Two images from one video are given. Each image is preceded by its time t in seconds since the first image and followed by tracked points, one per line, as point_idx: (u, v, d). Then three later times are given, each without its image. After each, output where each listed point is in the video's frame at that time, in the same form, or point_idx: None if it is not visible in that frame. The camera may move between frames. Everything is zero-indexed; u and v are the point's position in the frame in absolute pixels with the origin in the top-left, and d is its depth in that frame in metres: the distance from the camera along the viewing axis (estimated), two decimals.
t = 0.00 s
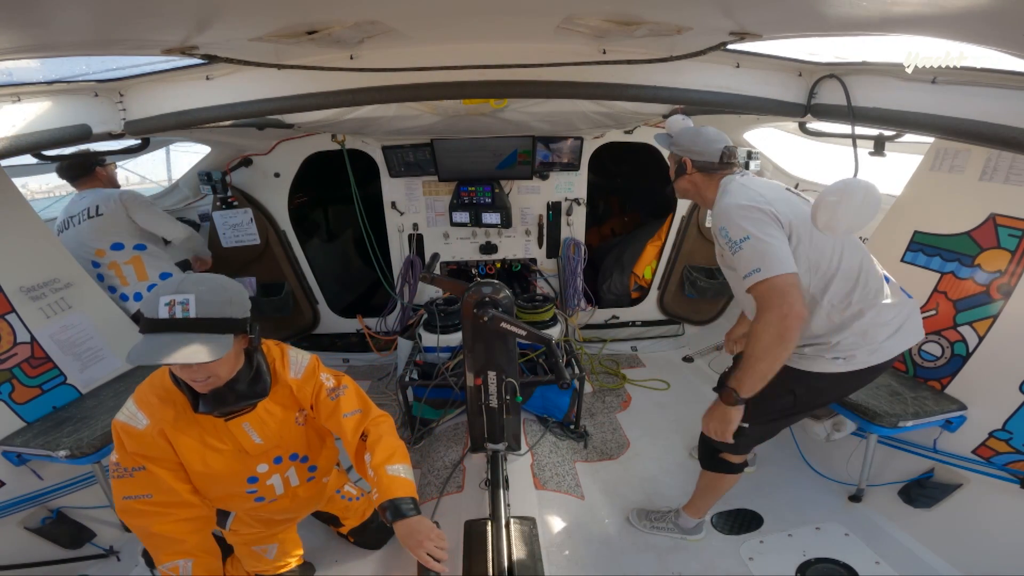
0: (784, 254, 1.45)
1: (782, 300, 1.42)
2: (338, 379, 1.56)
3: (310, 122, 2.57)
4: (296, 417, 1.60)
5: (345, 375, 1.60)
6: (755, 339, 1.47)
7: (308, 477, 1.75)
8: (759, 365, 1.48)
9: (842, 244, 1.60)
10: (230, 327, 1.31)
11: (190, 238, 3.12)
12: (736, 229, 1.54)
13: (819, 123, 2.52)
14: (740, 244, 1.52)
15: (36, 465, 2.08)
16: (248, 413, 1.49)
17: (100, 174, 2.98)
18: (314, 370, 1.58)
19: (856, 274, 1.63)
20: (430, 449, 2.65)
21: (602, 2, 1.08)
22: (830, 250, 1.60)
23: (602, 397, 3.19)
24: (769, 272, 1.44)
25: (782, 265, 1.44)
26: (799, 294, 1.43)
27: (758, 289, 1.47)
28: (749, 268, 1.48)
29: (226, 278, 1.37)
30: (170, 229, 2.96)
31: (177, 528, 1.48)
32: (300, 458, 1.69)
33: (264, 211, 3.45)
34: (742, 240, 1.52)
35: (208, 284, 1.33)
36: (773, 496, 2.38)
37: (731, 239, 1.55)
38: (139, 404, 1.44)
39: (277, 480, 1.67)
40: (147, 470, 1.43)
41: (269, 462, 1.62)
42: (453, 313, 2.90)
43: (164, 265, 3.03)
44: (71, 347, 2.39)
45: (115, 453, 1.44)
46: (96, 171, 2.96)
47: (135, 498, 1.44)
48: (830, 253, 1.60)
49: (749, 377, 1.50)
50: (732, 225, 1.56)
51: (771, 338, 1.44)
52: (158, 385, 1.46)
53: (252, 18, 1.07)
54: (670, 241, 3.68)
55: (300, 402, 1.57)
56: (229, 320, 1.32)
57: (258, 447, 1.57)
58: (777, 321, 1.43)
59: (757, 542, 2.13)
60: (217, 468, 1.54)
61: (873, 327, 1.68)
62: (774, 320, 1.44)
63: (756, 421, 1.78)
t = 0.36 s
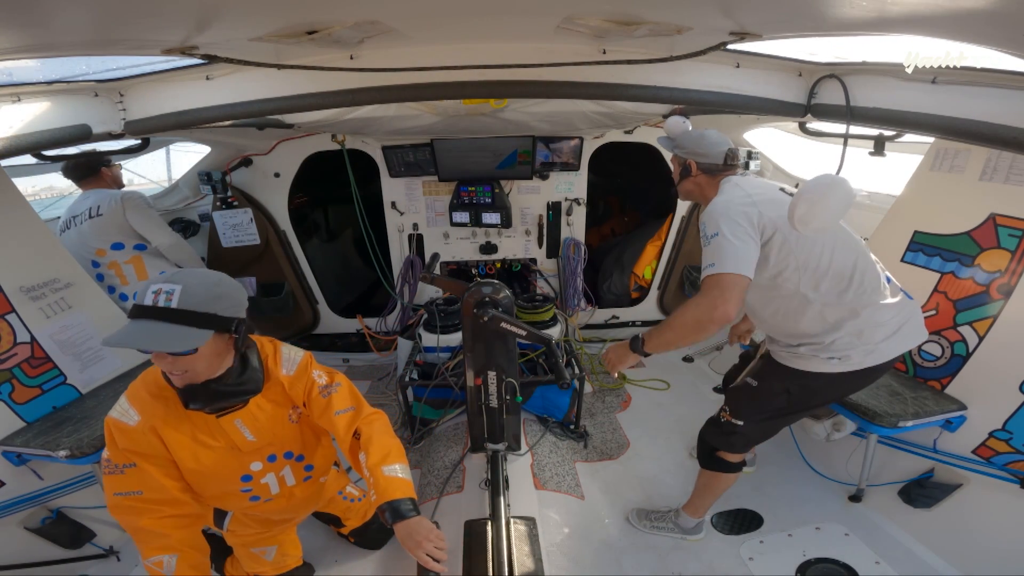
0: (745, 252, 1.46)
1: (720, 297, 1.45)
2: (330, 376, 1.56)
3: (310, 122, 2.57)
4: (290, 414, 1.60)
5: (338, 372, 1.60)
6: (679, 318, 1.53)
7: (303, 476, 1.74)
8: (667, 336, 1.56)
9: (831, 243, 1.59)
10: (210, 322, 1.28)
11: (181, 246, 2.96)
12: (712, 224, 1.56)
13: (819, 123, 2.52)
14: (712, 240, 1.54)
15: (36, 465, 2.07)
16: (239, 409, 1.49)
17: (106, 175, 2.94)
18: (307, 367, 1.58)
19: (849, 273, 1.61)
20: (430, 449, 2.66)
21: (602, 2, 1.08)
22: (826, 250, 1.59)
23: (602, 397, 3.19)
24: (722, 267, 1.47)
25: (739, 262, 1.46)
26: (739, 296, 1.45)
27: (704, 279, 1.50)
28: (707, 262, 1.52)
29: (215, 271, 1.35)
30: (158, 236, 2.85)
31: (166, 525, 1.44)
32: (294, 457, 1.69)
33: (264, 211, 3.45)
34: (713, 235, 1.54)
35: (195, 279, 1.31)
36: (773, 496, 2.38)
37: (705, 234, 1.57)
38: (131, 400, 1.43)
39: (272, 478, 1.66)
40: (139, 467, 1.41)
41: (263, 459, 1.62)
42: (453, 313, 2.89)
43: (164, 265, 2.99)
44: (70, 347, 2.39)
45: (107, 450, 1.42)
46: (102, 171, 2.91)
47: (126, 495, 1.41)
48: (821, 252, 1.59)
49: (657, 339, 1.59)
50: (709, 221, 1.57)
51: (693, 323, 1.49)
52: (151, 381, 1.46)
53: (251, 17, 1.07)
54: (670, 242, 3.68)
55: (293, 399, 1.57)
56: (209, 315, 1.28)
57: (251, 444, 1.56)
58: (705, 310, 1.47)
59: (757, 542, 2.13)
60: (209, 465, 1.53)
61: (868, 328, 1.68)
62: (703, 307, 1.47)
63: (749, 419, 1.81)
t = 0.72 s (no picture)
0: (746, 254, 1.47)
1: (739, 300, 1.45)
2: (325, 376, 1.55)
3: (310, 122, 2.57)
4: (284, 414, 1.60)
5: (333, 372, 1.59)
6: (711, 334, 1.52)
7: (299, 477, 1.74)
8: (712, 360, 1.53)
9: (824, 241, 1.59)
10: (190, 323, 1.28)
11: (181, 247, 2.97)
12: (710, 227, 1.56)
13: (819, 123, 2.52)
14: (712, 243, 1.55)
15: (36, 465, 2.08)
16: (230, 410, 1.49)
17: (109, 176, 2.89)
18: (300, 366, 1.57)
19: (842, 270, 1.62)
20: (430, 449, 2.66)
21: (601, 2, 1.08)
22: (815, 248, 1.59)
23: (602, 397, 3.19)
24: (731, 271, 1.47)
25: (743, 264, 1.46)
26: (757, 294, 1.46)
27: (718, 284, 1.51)
28: (714, 267, 1.52)
29: (209, 274, 1.36)
30: (161, 236, 2.87)
31: (158, 524, 1.44)
32: (290, 457, 1.68)
33: (264, 211, 3.45)
34: (713, 238, 1.55)
35: (182, 279, 1.32)
36: (773, 497, 2.38)
37: (704, 238, 1.58)
38: (122, 400, 1.43)
39: (267, 479, 1.66)
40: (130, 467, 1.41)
41: (257, 460, 1.62)
42: (453, 313, 2.89)
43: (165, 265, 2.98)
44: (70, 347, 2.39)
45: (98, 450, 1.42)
46: (106, 172, 2.87)
47: (119, 495, 1.41)
48: (813, 250, 1.59)
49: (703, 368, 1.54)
50: (707, 224, 1.58)
51: (725, 333, 1.48)
52: (141, 381, 1.46)
53: (251, 17, 1.07)
54: (670, 242, 3.68)
55: (287, 399, 1.57)
56: (189, 316, 1.28)
57: (243, 445, 1.56)
58: (732, 316, 1.46)
59: (757, 542, 2.13)
60: (202, 465, 1.53)
61: (862, 324, 1.68)
62: (730, 316, 1.47)
63: (747, 419, 1.80)
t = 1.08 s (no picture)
0: (781, 253, 1.46)
1: (782, 301, 1.44)
2: (309, 375, 1.52)
3: (310, 122, 2.57)
4: (269, 412, 1.57)
5: (319, 370, 1.55)
6: (749, 339, 1.48)
7: (288, 476, 1.73)
8: (751, 362, 1.48)
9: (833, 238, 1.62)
10: (201, 315, 1.30)
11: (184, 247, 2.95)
12: (736, 226, 1.53)
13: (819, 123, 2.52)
14: (740, 242, 1.51)
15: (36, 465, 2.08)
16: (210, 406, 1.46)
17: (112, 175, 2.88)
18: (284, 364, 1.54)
19: (848, 267, 1.65)
20: (430, 449, 2.66)
21: (600, 2, 1.08)
22: (821, 245, 1.62)
23: (602, 397, 3.19)
24: (768, 271, 1.45)
25: (781, 264, 1.45)
26: (797, 294, 1.45)
27: (755, 286, 1.48)
28: (748, 266, 1.49)
29: (199, 270, 1.37)
30: (165, 237, 2.85)
31: (131, 516, 1.45)
32: (278, 455, 1.67)
33: (263, 211, 3.45)
34: (741, 238, 1.51)
35: (184, 274, 1.32)
36: (773, 497, 2.38)
37: (730, 237, 1.54)
38: (104, 393, 1.44)
39: (253, 476, 1.66)
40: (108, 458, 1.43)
41: (241, 456, 1.60)
42: (453, 313, 2.89)
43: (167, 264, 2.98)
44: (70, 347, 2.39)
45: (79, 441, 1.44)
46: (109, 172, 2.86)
47: (95, 485, 1.42)
48: (820, 247, 1.62)
49: (739, 372, 1.50)
50: (732, 223, 1.54)
51: (768, 336, 1.45)
52: (125, 374, 1.47)
53: (251, 17, 1.07)
54: (671, 242, 3.68)
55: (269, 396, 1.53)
56: (201, 309, 1.30)
57: (224, 441, 1.54)
58: (777, 318, 1.45)
59: (757, 542, 2.13)
60: (181, 459, 1.53)
61: (865, 324, 1.68)
62: (773, 317, 1.45)
63: (753, 421, 1.78)
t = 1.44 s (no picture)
0: (801, 257, 1.44)
1: (805, 307, 1.42)
2: (291, 376, 1.50)
3: (310, 121, 2.57)
4: (253, 413, 1.57)
5: (303, 371, 1.54)
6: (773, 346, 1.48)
7: (280, 476, 1.73)
8: (779, 369, 1.48)
9: (845, 241, 1.64)
10: (183, 314, 1.30)
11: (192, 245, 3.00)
12: (752, 231, 1.51)
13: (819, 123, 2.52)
14: (756, 247, 1.50)
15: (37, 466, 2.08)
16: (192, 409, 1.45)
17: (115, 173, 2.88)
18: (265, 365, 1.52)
19: (860, 270, 1.66)
20: (430, 449, 2.66)
21: (600, 2, 1.08)
22: (835, 247, 1.63)
23: (602, 397, 3.19)
24: (787, 277, 1.43)
25: (800, 269, 1.43)
26: (818, 297, 1.43)
27: (774, 292, 1.46)
28: (767, 272, 1.46)
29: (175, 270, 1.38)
30: (177, 235, 2.90)
31: (129, 518, 1.46)
32: (267, 456, 1.67)
33: (263, 211, 3.44)
34: (758, 242, 1.49)
35: (164, 275, 1.32)
36: (773, 497, 2.38)
37: (746, 242, 1.53)
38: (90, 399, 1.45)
39: (243, 477, 1.66)
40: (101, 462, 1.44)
41: (229, 458, 1.61)
42: (453, 313, 2.88)
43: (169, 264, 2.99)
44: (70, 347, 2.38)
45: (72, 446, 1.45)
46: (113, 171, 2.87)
47: (95, 489, 1.44)
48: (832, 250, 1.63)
49: (767, 379, 1.50)
50: (747, 227, 1.53)
51: (794, 344, 1.44)
52: (109, 379, 1.47)
53: (251, 17, 1.07)
54: (671, 242, 3.68)
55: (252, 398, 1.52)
56: (183, 309, 1.30)
57: (211, 444, 1.54)
58: (801, 325, 1.43)
59: (757, 542, 2.13)
60: (172, 462, 1.53)
61: (875, 326, 1.68)
62: (794, 324, 1.44)
63: (758, 423, 1.76)
